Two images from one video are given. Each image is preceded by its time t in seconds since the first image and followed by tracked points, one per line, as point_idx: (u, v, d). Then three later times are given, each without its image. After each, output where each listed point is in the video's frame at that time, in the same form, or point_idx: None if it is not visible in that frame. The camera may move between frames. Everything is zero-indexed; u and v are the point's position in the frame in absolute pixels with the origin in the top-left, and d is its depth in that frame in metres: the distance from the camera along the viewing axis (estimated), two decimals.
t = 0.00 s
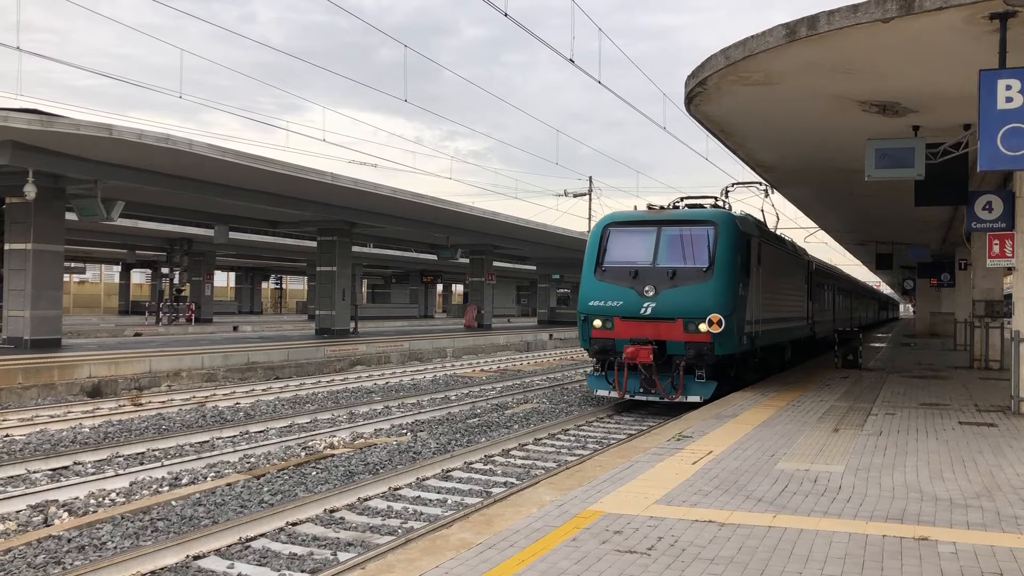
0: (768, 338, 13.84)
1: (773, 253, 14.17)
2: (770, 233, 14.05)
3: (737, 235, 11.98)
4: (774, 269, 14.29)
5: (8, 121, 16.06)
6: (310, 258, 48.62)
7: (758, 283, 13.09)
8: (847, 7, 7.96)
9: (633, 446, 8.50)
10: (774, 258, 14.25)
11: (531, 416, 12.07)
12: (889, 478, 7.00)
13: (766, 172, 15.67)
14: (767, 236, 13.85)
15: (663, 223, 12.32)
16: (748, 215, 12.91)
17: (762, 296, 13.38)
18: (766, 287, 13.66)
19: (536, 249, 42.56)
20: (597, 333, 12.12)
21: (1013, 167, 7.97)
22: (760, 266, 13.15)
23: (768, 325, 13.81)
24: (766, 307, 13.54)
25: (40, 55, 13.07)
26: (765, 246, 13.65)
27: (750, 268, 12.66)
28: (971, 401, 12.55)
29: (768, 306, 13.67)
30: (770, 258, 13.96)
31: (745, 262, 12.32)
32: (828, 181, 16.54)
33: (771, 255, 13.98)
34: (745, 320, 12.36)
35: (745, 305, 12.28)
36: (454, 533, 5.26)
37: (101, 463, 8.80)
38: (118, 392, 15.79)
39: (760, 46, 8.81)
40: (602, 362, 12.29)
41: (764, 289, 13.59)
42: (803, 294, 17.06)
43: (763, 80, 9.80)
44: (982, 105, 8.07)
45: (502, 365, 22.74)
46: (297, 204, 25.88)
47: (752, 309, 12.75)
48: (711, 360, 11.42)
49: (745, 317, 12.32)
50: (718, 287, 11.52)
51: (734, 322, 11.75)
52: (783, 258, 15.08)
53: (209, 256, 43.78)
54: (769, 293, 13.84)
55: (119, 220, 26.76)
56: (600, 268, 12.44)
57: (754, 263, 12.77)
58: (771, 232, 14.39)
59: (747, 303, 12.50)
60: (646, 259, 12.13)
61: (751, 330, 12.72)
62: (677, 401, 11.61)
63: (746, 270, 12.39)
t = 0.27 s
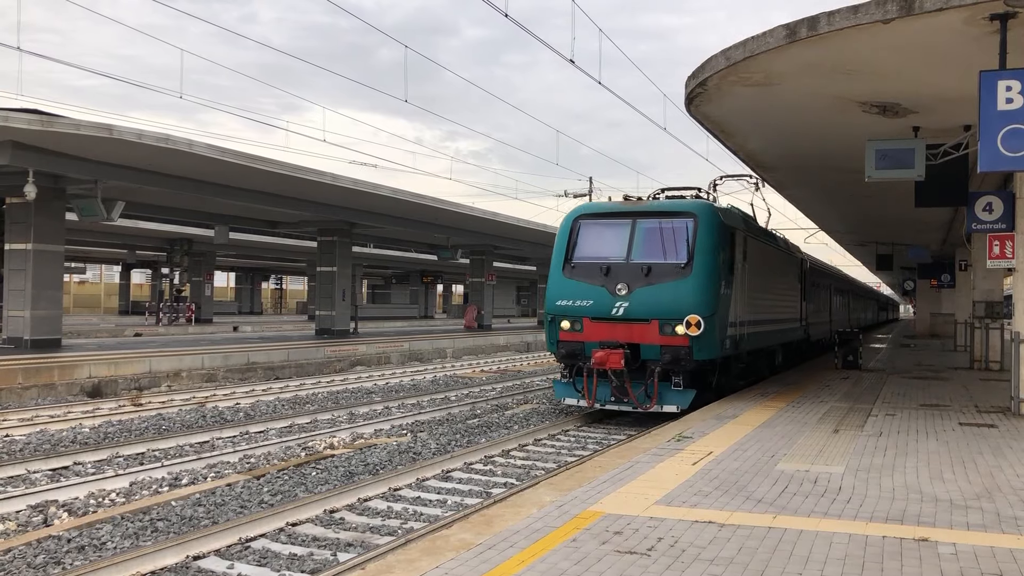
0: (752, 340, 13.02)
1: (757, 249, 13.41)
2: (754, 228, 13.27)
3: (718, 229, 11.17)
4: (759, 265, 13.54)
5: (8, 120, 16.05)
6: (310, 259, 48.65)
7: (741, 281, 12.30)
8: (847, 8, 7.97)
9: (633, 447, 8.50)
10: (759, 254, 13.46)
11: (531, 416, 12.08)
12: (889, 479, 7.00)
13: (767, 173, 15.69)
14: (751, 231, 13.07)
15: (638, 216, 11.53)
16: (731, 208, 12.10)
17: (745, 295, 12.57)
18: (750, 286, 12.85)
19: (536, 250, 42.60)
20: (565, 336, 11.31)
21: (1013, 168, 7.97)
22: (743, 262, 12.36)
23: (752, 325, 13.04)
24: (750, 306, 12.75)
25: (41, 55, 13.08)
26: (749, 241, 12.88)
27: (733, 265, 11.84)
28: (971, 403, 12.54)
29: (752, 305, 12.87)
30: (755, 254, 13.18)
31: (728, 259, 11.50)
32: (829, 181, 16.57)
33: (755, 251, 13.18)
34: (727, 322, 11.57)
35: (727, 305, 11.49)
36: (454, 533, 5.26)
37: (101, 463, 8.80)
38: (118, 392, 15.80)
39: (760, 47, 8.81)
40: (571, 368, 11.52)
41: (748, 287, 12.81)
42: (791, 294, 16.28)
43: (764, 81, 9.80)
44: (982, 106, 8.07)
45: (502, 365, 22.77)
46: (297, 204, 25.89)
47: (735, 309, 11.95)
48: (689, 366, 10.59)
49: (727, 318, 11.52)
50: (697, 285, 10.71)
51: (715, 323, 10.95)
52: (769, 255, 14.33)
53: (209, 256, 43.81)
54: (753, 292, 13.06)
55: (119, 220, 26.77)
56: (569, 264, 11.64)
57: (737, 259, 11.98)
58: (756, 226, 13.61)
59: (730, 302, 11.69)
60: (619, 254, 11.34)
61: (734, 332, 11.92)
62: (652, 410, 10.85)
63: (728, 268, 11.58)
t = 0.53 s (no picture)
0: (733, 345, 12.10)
1: (740, 243, 12.53)
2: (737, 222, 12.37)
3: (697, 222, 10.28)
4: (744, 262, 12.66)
5: (8, 121, 16.05)
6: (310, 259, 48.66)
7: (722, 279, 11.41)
8: (847, 9, 7.97)
9: (633, 448, 8.49)
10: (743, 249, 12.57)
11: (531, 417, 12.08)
12: (889, 480, 7.00)
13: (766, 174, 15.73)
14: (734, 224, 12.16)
15: (606, 207, 10.69)
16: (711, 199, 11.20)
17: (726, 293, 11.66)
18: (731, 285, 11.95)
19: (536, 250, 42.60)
20: (526, 339, 10.48)
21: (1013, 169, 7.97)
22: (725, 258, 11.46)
23: (734, 327, 12.15)
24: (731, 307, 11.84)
25: (40, 55, 13.09)
26: (731, 234, 11.97)
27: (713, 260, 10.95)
28: (971, 404, 12.53)
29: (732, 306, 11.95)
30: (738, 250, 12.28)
31: (707, 254, 10.61)
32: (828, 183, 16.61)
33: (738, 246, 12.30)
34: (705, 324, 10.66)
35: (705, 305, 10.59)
36: (454, 534, 5.26)
37: (101, 463, 8.80)
38: (118, 392, 15.79)
39: (760, 48, 8.81)
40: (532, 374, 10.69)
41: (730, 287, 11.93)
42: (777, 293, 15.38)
43: (764, 82, 9.81)
44: (982, 107, 8.07)
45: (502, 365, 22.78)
46: (297, 205, 25.89)
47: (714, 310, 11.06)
48: (662, 373, 9.77)
49: (705, 320, 10.64)
50: (671, 284, 9.83)
51: (691, 325, 10.06)
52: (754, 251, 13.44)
53: (208, 256, 43.82)
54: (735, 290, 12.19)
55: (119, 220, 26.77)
56: (531, 259, 10.79)
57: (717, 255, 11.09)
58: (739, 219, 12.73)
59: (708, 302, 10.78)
60: (587, 249, 10.51)
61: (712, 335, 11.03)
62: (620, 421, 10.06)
63: (707, 265, 10.68)
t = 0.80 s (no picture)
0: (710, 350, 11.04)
1: (722, 237, 11.55)
2: (717, 213, 11.37)
3: (672, 212, 9.27)
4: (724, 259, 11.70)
5: (8, 121, 16.06)
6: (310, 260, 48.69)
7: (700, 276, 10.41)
8: (847, 10, 7.98)
9: (633, 449, 8.48)
10: (722, 243, 11.58)
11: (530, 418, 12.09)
12: (888, 481, 6.99)
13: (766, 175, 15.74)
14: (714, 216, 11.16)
15: (567, 195, 9.68)
16: (688, 187, 10.18)
17: (703, 292, 10.62)
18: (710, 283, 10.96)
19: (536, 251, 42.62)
20: (478, 342, 9.50)
21: (1013, 170, 7.96)
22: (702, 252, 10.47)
23: (713, 329, 11.15)
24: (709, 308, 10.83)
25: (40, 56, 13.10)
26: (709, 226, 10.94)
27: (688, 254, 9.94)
28: (971, 405, 12.53)
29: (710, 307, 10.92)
30: (716, 245, 11.28)
31: (681, 248, 9.58)
32: (828, 184, 16.63)
33: (717, 239, 11.31)
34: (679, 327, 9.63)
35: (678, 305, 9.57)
36: (453, 535, 5.25)
37: (100, 463, 8.80)
38: (117, 392, 15.80)
39: (760, 49, 8.81)
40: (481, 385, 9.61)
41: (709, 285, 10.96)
42: (762, 293, 14.37)
43: (764, 83, 9.81)
44: (982, 108, 8.07)
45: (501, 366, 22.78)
46: (297, 205, 25.91)
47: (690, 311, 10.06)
48: (627, 381, 8.81)
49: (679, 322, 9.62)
50: (638, 281, 8.78)
51: (662, 328, 9.04)
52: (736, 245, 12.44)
53: (208, 257, 43.85)
54: (715, 289, 11.23)
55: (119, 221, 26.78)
56: (482, 252, 9.75)
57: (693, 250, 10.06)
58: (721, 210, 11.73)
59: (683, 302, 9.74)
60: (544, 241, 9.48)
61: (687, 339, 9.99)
62: (579, 437, 8.94)
63: (682, 260, 9.66)
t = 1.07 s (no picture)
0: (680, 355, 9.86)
1: (697, 227, 10.50)
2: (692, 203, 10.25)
3: (635, 200, 8.17)
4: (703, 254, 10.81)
5: (7, 121, 16.05)
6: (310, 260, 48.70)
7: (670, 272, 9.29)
8: (847, 11, 7.98)
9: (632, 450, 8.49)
10: (697, 236, 10.46)
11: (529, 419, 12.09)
12: (887, 482, 6.98)
13: (766, 176, 15.76)
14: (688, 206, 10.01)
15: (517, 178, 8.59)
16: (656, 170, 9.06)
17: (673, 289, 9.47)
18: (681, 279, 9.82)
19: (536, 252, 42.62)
20: (413, 349, 8.40)
21: (1013, 171, 7.97)
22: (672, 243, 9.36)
23: (685, 330, 10.03)
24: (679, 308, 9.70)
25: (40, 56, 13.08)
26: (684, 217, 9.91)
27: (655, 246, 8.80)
28: (970, 405, 12.53)
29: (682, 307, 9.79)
30: (690, 237, 10.17)
31: (645, 240, 8.46)
32: (828, 184, 16.62)
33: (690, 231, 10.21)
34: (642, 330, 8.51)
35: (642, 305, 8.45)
36: (453, 535, 5.25)
37: (99, 463, 8.80)
38: (117, 393, 15.79)
39: (759, 50, 8.81)
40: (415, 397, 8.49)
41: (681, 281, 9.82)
42: (742, 291, 13.27)
43: (763, 84, 9.81)
44: (981, 109, 8.08)
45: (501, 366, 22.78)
46: (297, 205, 25.90)
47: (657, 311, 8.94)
48: (582, 394, 7.69)
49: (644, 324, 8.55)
50: (593, 276, 7.71)
51: (621, 332, 7.95)
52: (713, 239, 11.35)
53: (208, 257, 43.85)
54: (689, 287, 10.16)
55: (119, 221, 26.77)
56: (418, 244, 8.63)
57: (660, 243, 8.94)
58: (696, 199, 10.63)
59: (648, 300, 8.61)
60: (490, 231, 8.39)
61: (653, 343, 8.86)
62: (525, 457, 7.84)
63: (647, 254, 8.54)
